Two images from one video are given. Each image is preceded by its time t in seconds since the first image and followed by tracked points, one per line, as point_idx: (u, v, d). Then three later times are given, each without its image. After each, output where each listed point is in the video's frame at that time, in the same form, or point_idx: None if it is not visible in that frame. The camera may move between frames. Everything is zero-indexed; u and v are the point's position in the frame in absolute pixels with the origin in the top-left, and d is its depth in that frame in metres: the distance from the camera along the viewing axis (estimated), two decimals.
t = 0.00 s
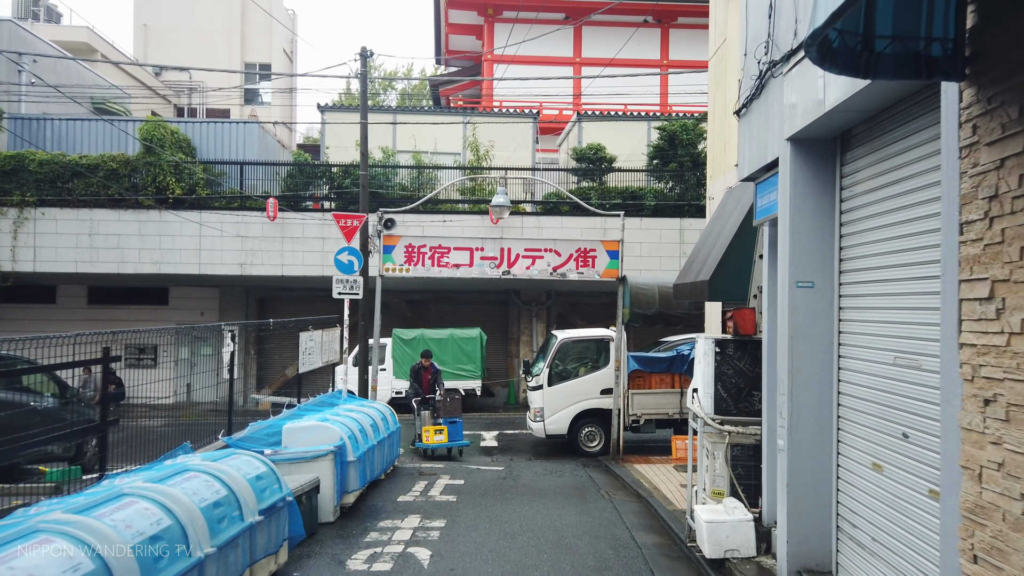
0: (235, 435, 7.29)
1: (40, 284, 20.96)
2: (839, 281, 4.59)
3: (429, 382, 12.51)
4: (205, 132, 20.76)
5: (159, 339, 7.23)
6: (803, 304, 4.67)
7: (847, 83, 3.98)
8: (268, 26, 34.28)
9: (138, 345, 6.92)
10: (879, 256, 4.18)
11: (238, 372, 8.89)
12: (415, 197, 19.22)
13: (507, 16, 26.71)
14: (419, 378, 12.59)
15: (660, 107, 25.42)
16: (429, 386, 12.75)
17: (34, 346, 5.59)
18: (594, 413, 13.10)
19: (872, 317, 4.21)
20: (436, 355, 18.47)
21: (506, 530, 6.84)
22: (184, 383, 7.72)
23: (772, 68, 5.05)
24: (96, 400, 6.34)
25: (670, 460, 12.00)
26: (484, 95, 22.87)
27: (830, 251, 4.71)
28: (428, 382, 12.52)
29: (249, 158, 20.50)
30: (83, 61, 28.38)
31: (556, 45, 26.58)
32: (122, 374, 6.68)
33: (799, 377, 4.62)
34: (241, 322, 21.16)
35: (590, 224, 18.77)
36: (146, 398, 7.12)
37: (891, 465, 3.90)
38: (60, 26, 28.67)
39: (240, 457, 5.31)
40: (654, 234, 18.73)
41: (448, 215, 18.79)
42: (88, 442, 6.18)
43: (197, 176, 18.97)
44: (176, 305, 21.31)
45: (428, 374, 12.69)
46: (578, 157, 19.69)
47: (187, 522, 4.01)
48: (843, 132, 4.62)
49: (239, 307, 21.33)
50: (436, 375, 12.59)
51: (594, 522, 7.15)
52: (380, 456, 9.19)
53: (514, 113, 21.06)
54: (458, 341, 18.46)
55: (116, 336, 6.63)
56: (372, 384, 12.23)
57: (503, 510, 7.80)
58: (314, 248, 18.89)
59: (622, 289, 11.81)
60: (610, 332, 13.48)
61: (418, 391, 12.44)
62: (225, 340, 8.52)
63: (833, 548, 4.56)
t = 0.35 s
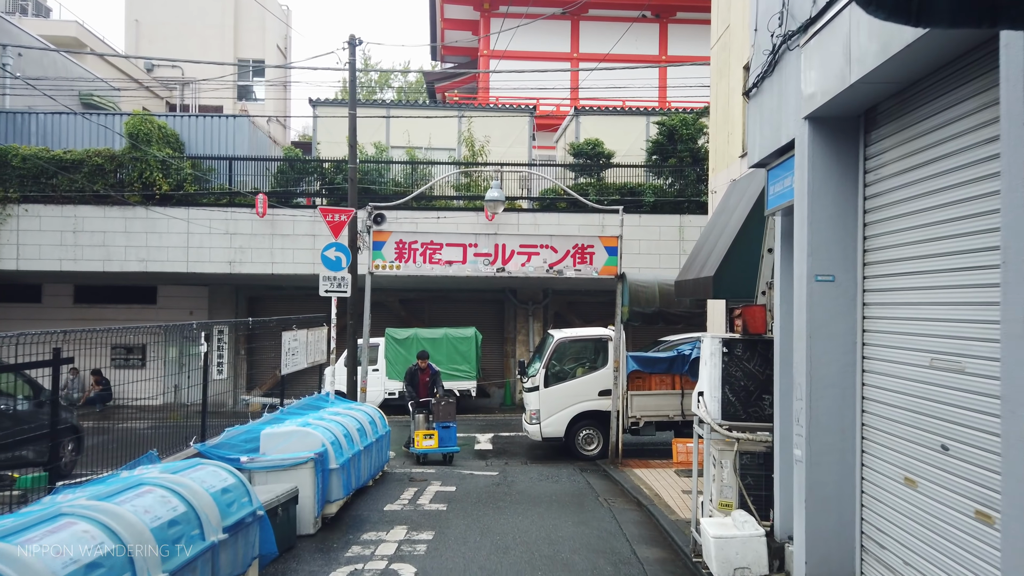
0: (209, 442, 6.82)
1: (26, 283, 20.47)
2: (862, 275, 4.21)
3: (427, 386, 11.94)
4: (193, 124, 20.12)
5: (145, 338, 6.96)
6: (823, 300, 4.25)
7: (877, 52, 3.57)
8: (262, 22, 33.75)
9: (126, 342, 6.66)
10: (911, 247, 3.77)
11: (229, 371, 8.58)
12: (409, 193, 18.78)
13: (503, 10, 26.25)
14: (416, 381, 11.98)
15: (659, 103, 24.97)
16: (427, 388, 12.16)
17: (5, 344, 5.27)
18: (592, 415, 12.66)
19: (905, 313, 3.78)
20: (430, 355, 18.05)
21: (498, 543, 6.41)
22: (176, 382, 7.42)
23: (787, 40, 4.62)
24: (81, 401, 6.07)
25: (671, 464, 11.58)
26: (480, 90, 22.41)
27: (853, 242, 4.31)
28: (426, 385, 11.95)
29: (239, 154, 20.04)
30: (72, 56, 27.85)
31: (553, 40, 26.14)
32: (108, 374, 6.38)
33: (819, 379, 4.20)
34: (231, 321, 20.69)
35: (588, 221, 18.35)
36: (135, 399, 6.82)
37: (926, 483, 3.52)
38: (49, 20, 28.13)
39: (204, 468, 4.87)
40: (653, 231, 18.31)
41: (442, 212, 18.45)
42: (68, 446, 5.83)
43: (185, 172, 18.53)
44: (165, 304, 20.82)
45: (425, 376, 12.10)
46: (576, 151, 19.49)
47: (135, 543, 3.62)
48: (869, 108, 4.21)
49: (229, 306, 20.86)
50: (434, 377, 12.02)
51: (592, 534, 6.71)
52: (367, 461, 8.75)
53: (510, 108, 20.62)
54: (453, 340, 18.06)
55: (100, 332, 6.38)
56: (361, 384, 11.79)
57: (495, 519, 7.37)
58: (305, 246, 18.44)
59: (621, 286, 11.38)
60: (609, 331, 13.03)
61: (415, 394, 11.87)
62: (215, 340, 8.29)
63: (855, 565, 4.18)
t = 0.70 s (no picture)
0: (187, 449, 6.37)
1: (17, 282, 20.05)
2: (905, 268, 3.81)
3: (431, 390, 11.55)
4: (187, 121, 19.76)
5: (140, 336, 6.72)
6: (859, 295, 3.85)
7: (931, 11, 3.16)
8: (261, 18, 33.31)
9: (121, 340, 6.43)
10: (976, 233, 3.35)
11: (224, 370, 8.27)
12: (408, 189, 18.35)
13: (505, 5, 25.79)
14: (418, 386, 11.57)
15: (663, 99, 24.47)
16: (431, 393, 11.79)
17: None
18: (596, 418, 12.20)
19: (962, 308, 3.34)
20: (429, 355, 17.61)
21: (496, 559, 5.95)
22: (169, 382, 7.17)
23: (817, 6, 4.21)
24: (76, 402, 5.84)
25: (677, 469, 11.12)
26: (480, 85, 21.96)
27: (892, 232, 3.91)
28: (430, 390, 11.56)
29: (234, 149, 19.59)
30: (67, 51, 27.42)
31: (555, 35, 25.67)
32: (102, 374, 6.15)
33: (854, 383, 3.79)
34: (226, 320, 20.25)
35: (591, 217, 17.90)
36: (128, 399, 6.57)
37: (991, 503, 3.11)
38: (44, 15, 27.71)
39: (171, 483, 4.44)
40: (658, 228, 17.84)
41: (441, 209, 18.02)
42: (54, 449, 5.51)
43: (179, 167, 18.11)
44: (159, 303, 20.39)
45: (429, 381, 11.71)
46: (578, 148, 18.88)
47: None
48: (913, 79, 3.80)
49: (225, 305, 20.42)
50: (439, 381, 11.61)
51: (597, 550, 6.25)
52: (358, 468, 8.30)
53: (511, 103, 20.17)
54: (452, 340, 17.62)
55: (94, 330, 6.14)
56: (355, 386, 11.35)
57: (494, 532, 6.91)
58: (301, 244, 17.99)
59: (626, 284, 10.92)
60: (613, 331, 12.57)
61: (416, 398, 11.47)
62: (211, 338, 8.01)
63: None
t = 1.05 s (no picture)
0: (154, 460, 5.95)
1: (6, 281, 19.64)
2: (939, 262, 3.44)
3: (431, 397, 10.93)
4: (179, 117, 19.32)
5: (134, 336, 6.52)
6: (887, 294, 3.51)
7: None
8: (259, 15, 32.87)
9: (116, 340, 6.26)
10: None
11: (219, 371, 7.94)
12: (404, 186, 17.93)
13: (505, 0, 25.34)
14: (418, 390, 11.01)
15: (665, 96, 23.99)
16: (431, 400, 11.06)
17: None
18: (596, 422, 11.75)
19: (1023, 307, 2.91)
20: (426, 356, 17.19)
21: None
22: (160, 383, 6.88)
23: None
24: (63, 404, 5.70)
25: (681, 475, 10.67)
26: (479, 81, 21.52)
27: (926, 219, 3.53)
28: (429, 396, 10.94)
29: (227, 146, 19.16)
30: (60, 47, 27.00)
31: (556, 31, 25.21)
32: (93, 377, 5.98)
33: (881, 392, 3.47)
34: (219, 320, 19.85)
35: (592, 215, 17.47)
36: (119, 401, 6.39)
37: None
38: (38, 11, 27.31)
39: (122, 501, 4.04)
40: (660, 225, 17.39)
41: (438, 206, 17.60)
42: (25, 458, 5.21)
43: (169, 164, 17.61)
44: (151, 303, 19.99)
45: (430, 386, 11.04)
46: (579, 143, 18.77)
47: None
48: (950, 45, 3.38)
49: (218, 305, 20.02)
50: (441, 388, 10.92)
51: (594, 568, 5.82)
52: (345, 476, 7.90)
53: (511, 98, 19.73)
54: (449, 340, 17.21)
55: (84, 331, 5.96)
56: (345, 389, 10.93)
57: (485, 547, 6.47)
58: (294, 242, 17.56)
59: (627, 282, 10.49)
60: (614, 331, 12.12)
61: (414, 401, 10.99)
62: (204, 338, 7.68)
63: None
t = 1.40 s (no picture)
0: (110, 473, 5.52)
1: None
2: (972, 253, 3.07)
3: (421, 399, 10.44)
4: (169, 113, 18.94)
5: (122, 337, 6.32)
6: (914, 286, 3.15)
7: None
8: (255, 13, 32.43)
9: (104, 338, 6.03)
10: None
11: (210, 373, 7.67)
12: (398, 184, 17.52)
13: None
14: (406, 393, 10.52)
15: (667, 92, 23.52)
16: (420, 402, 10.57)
17: None
18: (593, 427, 11.30)
19: None
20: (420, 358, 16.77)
21: None
22: (148, 386, 6.65)
23: None
24: (53, 406, 5.44)
25: (681, 482, 10.23)
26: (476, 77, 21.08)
27: (958, 205, 3.18)
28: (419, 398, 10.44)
29: (218, 142, 18.76)
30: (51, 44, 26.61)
31: (555, 27, 24.75)
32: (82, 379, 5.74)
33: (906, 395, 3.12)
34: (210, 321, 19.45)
35: (591, 213, 17.03)
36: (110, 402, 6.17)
37: None
38: (30, 7, 26.89)
39: (47, 524, 3.70)
40: (661, 223, 16.93)
41: (432, 204, 17.19)
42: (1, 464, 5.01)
43: (157, 161, 17.27)
44: (141, 304, 19.57)
45: (419, 388, 10.54)
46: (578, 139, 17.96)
47: None
48: (987, 2, 3.04)
49: (209, 305, 19.60)
50: (430, 390, 10.45)
51: None
52: (323, 487, 7.47)
53: (508, 93, 19.29)
54: (444, 341, 16.79)
55: (74, 330, 5.72)
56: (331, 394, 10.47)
57: (468, 565, 6.02)
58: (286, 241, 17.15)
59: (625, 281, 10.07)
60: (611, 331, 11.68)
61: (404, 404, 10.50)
62: (195, 339, 7.44)
63: None
